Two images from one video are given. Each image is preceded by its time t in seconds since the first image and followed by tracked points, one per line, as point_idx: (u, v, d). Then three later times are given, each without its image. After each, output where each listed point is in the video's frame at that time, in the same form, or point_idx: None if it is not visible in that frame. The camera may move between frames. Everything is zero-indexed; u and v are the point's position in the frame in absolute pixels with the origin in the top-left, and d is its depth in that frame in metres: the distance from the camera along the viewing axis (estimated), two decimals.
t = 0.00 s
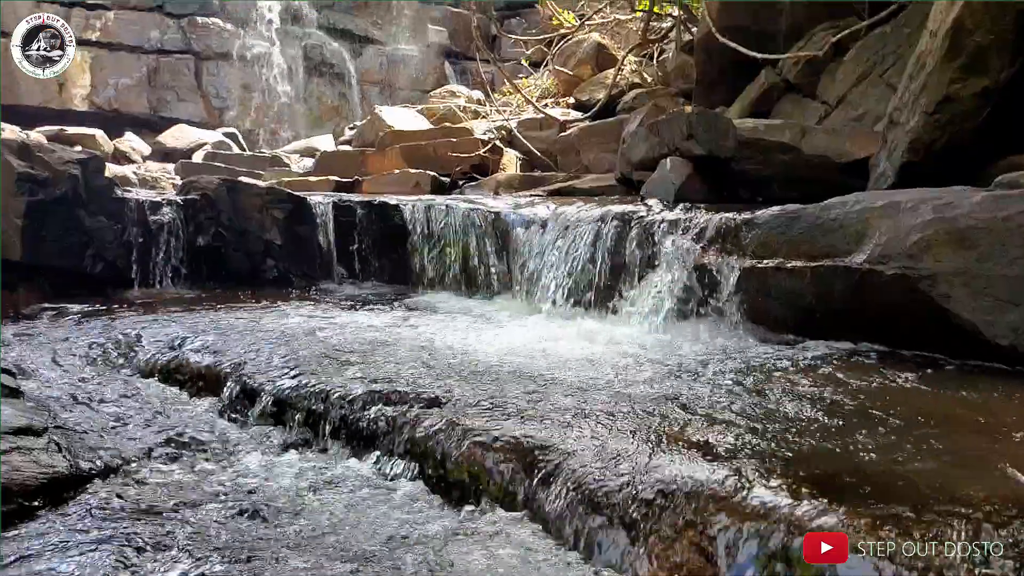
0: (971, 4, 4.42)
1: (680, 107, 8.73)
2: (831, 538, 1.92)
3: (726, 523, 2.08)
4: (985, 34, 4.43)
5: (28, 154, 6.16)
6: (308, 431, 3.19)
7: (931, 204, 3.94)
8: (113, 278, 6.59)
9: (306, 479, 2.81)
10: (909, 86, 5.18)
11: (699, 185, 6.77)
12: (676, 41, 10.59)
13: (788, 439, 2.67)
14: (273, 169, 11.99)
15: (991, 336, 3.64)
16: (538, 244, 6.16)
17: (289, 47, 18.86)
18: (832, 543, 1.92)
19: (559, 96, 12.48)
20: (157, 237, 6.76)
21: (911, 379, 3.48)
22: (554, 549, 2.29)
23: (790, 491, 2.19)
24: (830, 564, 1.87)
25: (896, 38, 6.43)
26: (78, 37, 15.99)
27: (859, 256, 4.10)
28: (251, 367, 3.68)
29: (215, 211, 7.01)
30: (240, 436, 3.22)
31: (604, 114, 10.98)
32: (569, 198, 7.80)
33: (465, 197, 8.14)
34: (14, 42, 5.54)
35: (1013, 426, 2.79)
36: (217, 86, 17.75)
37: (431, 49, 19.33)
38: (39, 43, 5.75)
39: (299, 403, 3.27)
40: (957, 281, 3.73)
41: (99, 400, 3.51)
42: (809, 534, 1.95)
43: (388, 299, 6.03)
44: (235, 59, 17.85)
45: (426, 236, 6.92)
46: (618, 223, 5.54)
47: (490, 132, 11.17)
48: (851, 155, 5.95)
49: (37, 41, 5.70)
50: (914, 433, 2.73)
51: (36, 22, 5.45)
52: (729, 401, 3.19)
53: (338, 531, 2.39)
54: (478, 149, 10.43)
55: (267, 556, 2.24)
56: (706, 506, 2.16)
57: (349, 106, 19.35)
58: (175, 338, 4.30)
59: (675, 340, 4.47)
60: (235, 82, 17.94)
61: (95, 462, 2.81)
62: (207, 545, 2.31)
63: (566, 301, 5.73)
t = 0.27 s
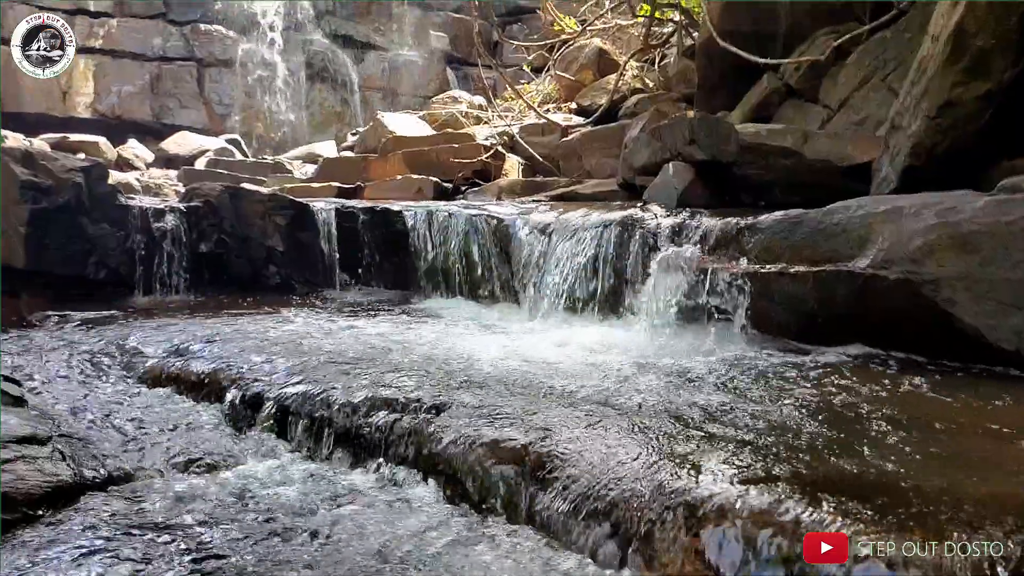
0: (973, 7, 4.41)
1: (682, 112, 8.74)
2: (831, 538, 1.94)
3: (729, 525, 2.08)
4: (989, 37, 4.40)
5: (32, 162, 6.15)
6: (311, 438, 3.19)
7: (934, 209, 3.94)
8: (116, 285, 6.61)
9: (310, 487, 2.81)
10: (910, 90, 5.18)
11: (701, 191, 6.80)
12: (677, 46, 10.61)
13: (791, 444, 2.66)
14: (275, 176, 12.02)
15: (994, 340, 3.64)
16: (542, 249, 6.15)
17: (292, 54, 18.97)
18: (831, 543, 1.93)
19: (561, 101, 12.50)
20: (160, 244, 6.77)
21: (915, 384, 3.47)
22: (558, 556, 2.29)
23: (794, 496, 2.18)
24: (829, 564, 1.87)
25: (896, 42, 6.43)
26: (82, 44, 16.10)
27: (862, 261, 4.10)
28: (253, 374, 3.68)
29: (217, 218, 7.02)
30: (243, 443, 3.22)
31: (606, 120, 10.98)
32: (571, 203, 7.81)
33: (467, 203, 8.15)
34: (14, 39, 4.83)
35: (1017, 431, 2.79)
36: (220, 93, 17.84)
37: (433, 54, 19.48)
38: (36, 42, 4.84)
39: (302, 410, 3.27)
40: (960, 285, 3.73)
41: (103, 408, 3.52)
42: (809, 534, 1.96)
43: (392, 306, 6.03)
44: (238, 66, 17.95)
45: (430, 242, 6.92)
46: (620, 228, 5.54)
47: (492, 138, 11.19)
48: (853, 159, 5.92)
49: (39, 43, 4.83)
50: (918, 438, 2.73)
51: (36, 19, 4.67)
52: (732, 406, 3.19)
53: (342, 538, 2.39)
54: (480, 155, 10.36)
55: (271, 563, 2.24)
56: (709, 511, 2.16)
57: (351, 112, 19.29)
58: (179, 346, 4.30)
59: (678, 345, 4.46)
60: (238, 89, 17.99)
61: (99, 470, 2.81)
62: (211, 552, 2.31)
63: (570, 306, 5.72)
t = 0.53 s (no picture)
0: (974, 13, 4.40)
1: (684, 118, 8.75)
2: (831, 538, 1.97)
3: (733, 532, 2.08)
4: (990, 41, 4.38)
5: (36, 171, 6.12)
6: (315, 446, 3.19)
7: (937, 214, 3.94)
8: (120, 293, 6.59)
9: (314, 495, 2.81)
10: (912, 96, 5.19)
11: (703, 198, 6.81)
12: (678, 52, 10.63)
13: (795, 452, 2.66)
14: (278, 183, 12.05)
15: (997, 346, 3.63)
16: (544, 256, 6.14)
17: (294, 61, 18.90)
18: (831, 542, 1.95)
19: (563, 108, 12.52)
20: (164, 252, 6.78)
21: (918, 391, 3.47)
22: (561, 563, 2.29)
23: (799, 503, 2.19)
24: (829, 563, 1.89)
25: (897, 48, 6.44)
26: (86, 53, 16.31)
27: (865, 267, 4.10)
28: (257, 382, 3.68)
29: (221, 226, 7.04)
30: (246, 451, 3.22)
31: (608, 126, 11.00)
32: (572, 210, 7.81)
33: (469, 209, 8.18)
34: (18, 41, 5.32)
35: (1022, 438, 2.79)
36: (222, 100, 17.81)
37: (435, 61, 19.53)
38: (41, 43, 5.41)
39: (306, 418, 3.28)
40: (963, 291, 3.72)
41: (107, 416, 3.52)
42: (810, 533, 1.99)
43: (395, 313, 6.04)
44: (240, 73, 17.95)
45: (432, 249, 6.92)
46: (623, 235, 5.56)
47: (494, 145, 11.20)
48: (856, 165, 5.85)
49: (39, 43, 5.40)
50: (920, 445, 2.73)
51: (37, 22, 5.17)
52: (735, 414, 3.18)
53: (345, 546, 2.39)
54: (482, 161, 10.47)
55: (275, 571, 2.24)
56: (712, 519, 2.16)
57: (353, 119, 19.30)
58: (182, 354, 4.31)
59: (680, 352, 4.46)
60: (241, 97, 18.05)
61: (103, 479, 2.82)
62: (216, 561, 2.31)
63: (572, 313, 5.73)
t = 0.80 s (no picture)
0: (977, 19, 4.43)
1: (685, 125, 8.77)
2: (831, 540, 2.00)
3: (739, 539, 2.08)
4: (994, 48, 4.39)
5: (39, 178, 6.14)
6: (317, 455, 3.19)
7: (941, 222, 3.94)
8: (123, 301, 6.58)
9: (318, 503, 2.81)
10: (915, 103, 5.18)
11: (704, 204, 6.81)
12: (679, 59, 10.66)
13: (799, 461, 2.65)
14: (280, 190, 12.07)
15: (1002, 353, 3.61)
16: (546, 262, 6.14)
17: (297, 68, 18.92)
18: (831, 542, 2.00)
19: (564, 114, 12.56)
20: (166, 259, 6.80)
21: (922, 400, 3.46)
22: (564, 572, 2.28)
23: (804, 512, 2.19)
24: (828, 562, 1.93)
25: (900, 54, 6.45)
26: (89, 59, 16.21)
27: (868, 274, 4.09)
28: (260, 390, 3.68)
29: (224, 233, 7.06)
30: (249, 460, 3.22)
31: (609, 133, 11.02)
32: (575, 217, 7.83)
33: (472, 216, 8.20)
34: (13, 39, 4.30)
35: None
36: (225, 107, 17.96)
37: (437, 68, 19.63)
38: (40, 43, 4.35)
39: (309, 426, 3.27)
40: (967, 298, 3.71)
41: (109, 425, 3.52)
42: (809, 536, 2.03)
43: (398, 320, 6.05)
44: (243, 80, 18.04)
45: (435, 256, 6.94)
46: (625, 242, 5.56)
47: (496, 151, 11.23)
48: (858, 172, 5.81)
49: (39, 43, 4.34)
50: (924, 454, 2.74)
51: (38, 21, 4.11)
52: (739, 422, 3.17)
53: (349, 556, 2.38)
54: (485, 168, 10.40)
55: None
56: (717, 529, 2.16)
57: (356, 126, 19.40)
58: (184, 362, 4.30)
59: (683, 360, 4.45)
60: (244, 104, 18.09)
61: (106, 488, 2.81)
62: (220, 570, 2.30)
63: (576, 320, 5.74)
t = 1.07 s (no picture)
0: (978, 29, 4.47)
1: (688, 133, 8.78)
2: (832, 541, 2.07)
3: (741, 550, 2.11)
4: (995, 56, 4.44)
5: (43, 187, 6.06)
6: (320, 464, 3.19)
7: (943, 231, 3.95)
8: (126, 307, 6.60)
9: (321, 513, 2.81)
10: (917, 112, 5.18)
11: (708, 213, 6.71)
12: (681, 68, 10.69)
13: (802, 471, 2.65)
14: (283, 197, 12.09)
15: (1006, 362, 3.60)
16: (549, 271, 6.16)
17: (301, 76, 19.15)
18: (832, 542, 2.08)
19: (566, 122, 12.57)
20: (170, 267, 6.82)
21: (927, 410, 3.44)
22: None
23: (808, 523, 2.20)
24: (829, 562, 2.00)
25: (901, 64, 6.49)
26: (94, 67, 16.38)
27: (871, 283, 4.09)
28: (262, 400, 3.68)
29: (227, 241, 7.09)
30: (250, 470, 3.22)
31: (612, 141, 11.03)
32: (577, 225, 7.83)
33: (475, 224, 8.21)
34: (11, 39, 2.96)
35: None
36: (228, 115, 18.01)
37: (440, 76, 19.67)
38: (36, 40, 2.93)
39: (311, 435, 3.27)
40: (970, 307, 3.71)
41: (113, 433, 3.53)
42: (811, 538, 2.10)
43: (401, 328, 6.08)
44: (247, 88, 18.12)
45: (436, 264, 6.95)
46: (628, 250, 5.56)
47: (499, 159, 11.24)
48: (862, 180, 5.90)
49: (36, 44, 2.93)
50: (927, 462, 2.75)
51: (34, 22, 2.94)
52: (741, 432, 3.17)
53: (353, 568, 2.37)
54: (487, 176, 10.48)
55: None
56: (719, 539, 2.17)
57: (359, 134, 19.43)
58: (188, 370, 4.31)
59: (687, 369, 4.44)
60: (247, 111, 18.16)
61: (109, 498, 2.80)
62: None
63: (578, 328, 5.76)
